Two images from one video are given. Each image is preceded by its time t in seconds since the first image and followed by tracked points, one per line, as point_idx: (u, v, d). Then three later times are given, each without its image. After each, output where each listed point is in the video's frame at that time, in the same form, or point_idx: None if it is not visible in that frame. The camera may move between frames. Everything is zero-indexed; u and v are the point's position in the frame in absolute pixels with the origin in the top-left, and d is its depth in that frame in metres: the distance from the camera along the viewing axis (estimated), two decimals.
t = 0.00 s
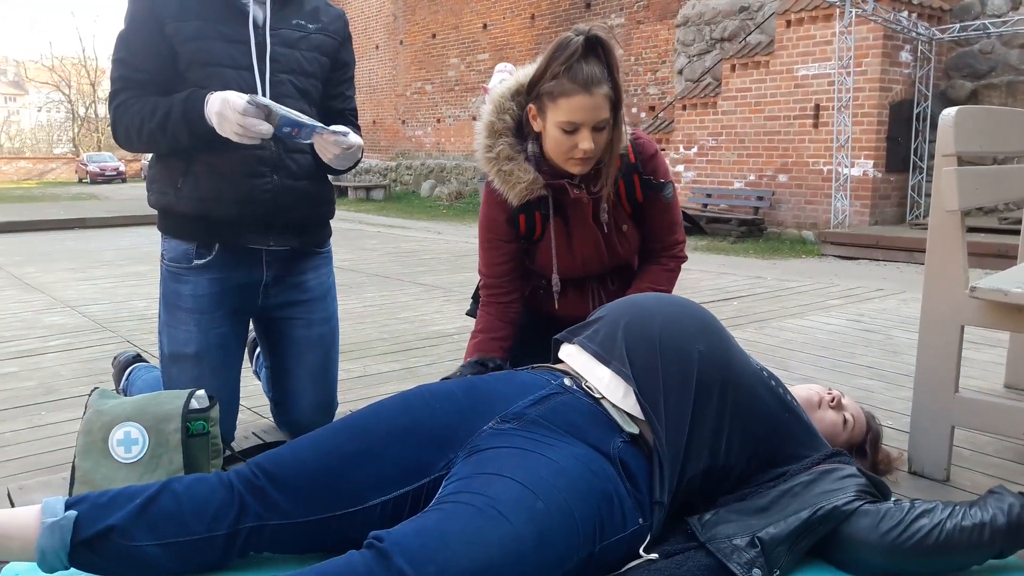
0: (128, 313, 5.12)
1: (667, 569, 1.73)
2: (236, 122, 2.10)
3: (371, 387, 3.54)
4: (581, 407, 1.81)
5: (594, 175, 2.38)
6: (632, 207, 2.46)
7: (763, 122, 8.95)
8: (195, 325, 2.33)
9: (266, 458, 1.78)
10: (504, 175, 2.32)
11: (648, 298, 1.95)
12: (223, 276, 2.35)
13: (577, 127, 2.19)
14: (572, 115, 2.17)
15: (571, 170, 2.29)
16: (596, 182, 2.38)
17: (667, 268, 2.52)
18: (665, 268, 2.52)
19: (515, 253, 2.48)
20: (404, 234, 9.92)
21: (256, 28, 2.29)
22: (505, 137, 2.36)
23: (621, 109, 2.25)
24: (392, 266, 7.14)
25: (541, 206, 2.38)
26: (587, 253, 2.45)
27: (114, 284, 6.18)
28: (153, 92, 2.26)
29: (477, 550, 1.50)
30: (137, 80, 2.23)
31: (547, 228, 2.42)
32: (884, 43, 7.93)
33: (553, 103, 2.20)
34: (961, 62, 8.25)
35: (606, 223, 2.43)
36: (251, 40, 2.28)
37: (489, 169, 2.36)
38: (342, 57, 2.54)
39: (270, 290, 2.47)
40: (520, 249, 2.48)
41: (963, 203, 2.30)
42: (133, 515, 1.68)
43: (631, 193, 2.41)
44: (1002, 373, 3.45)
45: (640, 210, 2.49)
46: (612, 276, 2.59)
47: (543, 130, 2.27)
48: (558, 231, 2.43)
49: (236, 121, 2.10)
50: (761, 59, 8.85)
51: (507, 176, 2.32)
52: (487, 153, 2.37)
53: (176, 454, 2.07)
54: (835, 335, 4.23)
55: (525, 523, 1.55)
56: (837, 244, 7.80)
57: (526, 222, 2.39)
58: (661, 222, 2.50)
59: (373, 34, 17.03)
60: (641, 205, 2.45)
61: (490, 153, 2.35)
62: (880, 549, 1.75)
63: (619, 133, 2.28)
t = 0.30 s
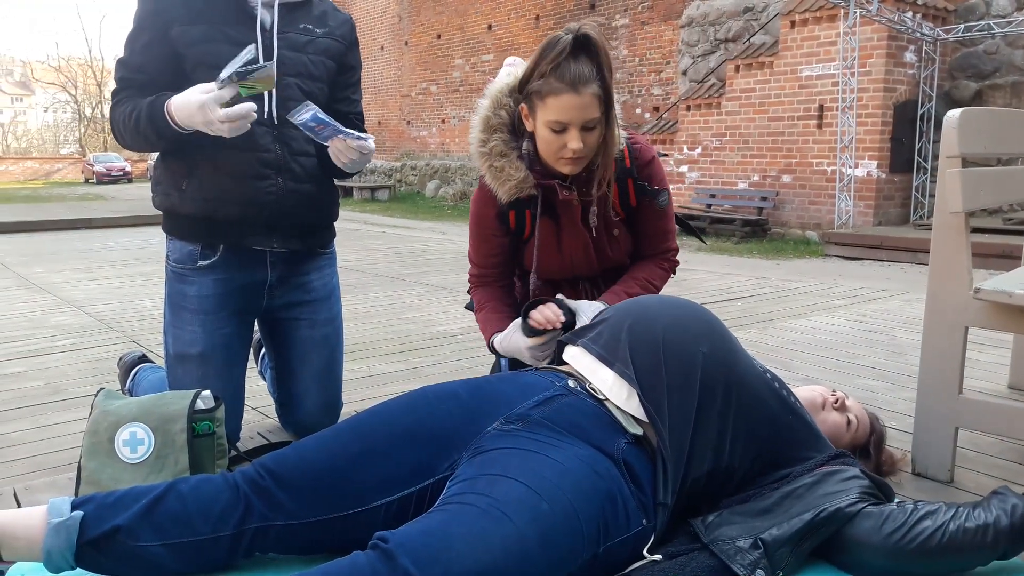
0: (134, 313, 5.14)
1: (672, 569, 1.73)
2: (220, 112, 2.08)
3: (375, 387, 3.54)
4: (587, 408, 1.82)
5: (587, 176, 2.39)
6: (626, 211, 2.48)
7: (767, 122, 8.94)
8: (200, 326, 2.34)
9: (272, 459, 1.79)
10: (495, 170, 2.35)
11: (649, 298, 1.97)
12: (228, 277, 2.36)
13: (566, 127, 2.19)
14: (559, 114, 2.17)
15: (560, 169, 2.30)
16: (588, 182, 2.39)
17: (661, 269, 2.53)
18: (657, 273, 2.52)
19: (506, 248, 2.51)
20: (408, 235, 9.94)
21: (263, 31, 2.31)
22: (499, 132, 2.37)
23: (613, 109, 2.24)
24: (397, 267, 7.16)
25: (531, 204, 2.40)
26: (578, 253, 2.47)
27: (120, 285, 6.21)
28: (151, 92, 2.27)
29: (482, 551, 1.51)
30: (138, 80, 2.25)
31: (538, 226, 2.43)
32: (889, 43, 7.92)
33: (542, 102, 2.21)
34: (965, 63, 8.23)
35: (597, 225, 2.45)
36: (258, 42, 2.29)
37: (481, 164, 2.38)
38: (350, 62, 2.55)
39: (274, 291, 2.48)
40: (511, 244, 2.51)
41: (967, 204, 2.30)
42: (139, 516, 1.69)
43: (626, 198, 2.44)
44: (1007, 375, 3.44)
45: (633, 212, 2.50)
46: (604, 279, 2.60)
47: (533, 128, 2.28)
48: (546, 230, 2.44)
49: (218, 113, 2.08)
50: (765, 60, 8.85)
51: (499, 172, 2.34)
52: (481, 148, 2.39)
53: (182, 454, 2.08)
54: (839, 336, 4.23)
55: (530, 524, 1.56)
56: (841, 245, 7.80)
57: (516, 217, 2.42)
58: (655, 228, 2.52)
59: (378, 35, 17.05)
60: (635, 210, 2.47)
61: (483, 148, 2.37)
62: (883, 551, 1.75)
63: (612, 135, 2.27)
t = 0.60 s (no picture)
0: (138, 313, 5.16)
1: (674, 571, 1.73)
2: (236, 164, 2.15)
3: (378, 388, 3.55)
4: (589, 411, 1.82)
5: (569, 160, 2.37)
6: (609, 199, 2.48)
7: (771, 123, 8.93)
8: (203, 321, 2.36)
9: (276, 461, 1.80)
10: (476, 150, 2.33)
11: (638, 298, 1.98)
12: (234, 271, 2.39)
13: (550, 109, 2.18)
14: (544, 96, 2.16)
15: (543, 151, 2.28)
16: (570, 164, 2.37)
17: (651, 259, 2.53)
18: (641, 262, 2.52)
19: (488, 235, 2.50)
20: (412, 235, 9.94)
21: (284, 52, 2.35)
22: (482, 113, 2.36)
23: (597, 93, 2.23)
24: (401, 267, 7.17)
25: (513, 187, 2.39)
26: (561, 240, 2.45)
27: (125, 285, 6.23)
28: (169, 97, 2.32)
29: (484, 552, 1.51)
30: (155, 83, 2.29)
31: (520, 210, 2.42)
32: (893, 44, 7.91)
33: (526, 83, 2.19)
34: (970, 63, 8.22)
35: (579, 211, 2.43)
36: (278, 63, 2.33)
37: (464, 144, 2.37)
38: (372, 83, 2.56)
39: (279, 290, 2.48)
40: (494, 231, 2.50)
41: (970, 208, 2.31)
42: (143, 516, 1.69)
43: (609, 185, 2.43)
44: (1011, 377, 3.43)
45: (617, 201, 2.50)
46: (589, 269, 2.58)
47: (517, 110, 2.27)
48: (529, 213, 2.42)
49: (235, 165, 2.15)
50: (769, 60, 8.84)
51: (480, 153, 2.33)
52: (463, 128, 2.38)
53: (186, 454, 2.09)
54: (843, 338, 4.23)
55: (532, 526, 1.56)
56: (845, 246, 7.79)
57: (498, 199, 2.41)
58: (640, 216, 2.53)
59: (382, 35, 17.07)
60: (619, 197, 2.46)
61: (466, 128, 2.36)
62: (885, 552, 1.75)
63: (595, 118, 2.26)
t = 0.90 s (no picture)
0: (140, 313, 5.17)
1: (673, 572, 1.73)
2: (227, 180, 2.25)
3: (379, 388, 3.55)
4: (589, 411, 1.83)
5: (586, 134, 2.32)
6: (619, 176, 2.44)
7: (773, 123, 8.93)
8: (201, 320, 2.41)
9: (276, 461, 1.80)
10: (496, 119, 2.21)
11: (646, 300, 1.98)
12: (232, 275, 2.42)
13: (583, 77, 2.13)
14: (576, 63, 2.10)
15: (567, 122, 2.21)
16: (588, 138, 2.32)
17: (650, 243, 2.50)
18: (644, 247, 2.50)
19: (496, 212, 2.37)
20: (414, 235, 9.96)
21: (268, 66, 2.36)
22: (499, 82, 2.26)
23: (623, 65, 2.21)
24: (403, 267, 7.18)
25: (528, 160, 2.27)
26: (575, 221, 2.36)
27: (127, 285, 6.24)
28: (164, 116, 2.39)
29: (484, 553, 1.51)
30: (148, 104, 2.37)
31: (532, 188, 2.30)
32: (894, 44, 7.92)
33: (556, 49, 2.13)
34: (972, 63, 8.22)
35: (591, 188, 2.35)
36: (262, 79, 2.35)
37: (480, 113, 2.24)
38: (364, 79, 2.54)
39: (276, 292, 2.50)
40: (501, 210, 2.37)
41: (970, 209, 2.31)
42: (144, 516, 1.70)
43: (620, 161, 2.39)
44: (1012, 377, 3.43)
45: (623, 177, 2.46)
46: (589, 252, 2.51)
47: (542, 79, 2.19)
48: (542, 189, 2.30)
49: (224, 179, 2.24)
50: (771, 60, 8.84)
51: (500, 121, 2.20)
52: (478, 97, 2.26)
53: (187, 453, 2.09)
54: (844, 338, 4.23)
55: (532, 527, 1.56)
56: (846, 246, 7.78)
57: (511, 173, 2.28)
58: (642, 191, 2.50)
59: (384, 36, 17.06)
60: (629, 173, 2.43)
61: (481, 96, 2.24)
62: (885, 553, 1.75)
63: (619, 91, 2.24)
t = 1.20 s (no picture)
0: (139, 314, 5.17)
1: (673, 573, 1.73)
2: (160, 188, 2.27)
3: (378, 389, 3.55)
4: (589, 411, 1.82)
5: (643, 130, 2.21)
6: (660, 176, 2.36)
7: (773, 123, 8.93)
8: (179, 325, 2.43)
9: (276, 461, 1.80)
10: (559, 99, 2.08)
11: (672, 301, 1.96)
12: (205, 276, 2.43)
13: (657, 71, 2.01)
14: (653, 54, 1.99)
15: (630, 115, 2.10)
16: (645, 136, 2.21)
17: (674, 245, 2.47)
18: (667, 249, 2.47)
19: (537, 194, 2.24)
20: (414, 235, 9.96)
21: (214, 60, 2.33)
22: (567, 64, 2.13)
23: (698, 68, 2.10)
24: (403, 267, 7.18)
25: (582, 146, 2.15)
26: (611, 214, 2.28)
27: (127, 285, 6.24)
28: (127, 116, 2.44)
29: (484, 553, 1.51)
30: (109, 105, 2.42)
31: (577, 174, 2.20)
32: (895, 44, 7.92)
33: (633, 37, 2.02)
34: (972, 63, 8.22)
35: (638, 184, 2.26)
36: (207, 75, 2.33)
37: (542, 92, 2.11)
38: (325, 68, 2.48)
39: (254, 295, 2.51)
40: (541, 192, 2.25)
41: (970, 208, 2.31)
42: (144, 517, 1.70)
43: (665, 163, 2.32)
44: (1012, 377, 3.43)
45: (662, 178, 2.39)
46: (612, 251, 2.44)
47: (613, 66, 2.08)
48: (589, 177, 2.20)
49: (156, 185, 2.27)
50: (772, 60, 8.84)
51: (563, 102, 2.08)
52: (544, 74, 2.13)
53: (187, 453, 2.09)
54: (844, 338, 4.23)
55: (532, 527, 1.56)
56: (847, 246, 7.78)
57: (560, 158, 2.16)
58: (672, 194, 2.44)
59: (384, 35, 17.05)
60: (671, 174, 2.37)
61: (547, 74, 2.11)
62: (886, 553, 1.75)
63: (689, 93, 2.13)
